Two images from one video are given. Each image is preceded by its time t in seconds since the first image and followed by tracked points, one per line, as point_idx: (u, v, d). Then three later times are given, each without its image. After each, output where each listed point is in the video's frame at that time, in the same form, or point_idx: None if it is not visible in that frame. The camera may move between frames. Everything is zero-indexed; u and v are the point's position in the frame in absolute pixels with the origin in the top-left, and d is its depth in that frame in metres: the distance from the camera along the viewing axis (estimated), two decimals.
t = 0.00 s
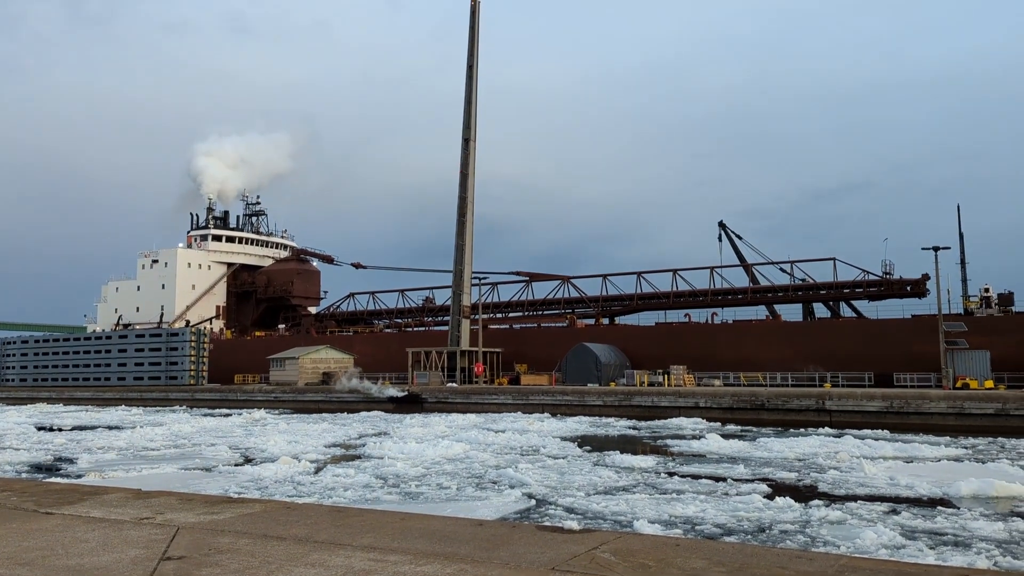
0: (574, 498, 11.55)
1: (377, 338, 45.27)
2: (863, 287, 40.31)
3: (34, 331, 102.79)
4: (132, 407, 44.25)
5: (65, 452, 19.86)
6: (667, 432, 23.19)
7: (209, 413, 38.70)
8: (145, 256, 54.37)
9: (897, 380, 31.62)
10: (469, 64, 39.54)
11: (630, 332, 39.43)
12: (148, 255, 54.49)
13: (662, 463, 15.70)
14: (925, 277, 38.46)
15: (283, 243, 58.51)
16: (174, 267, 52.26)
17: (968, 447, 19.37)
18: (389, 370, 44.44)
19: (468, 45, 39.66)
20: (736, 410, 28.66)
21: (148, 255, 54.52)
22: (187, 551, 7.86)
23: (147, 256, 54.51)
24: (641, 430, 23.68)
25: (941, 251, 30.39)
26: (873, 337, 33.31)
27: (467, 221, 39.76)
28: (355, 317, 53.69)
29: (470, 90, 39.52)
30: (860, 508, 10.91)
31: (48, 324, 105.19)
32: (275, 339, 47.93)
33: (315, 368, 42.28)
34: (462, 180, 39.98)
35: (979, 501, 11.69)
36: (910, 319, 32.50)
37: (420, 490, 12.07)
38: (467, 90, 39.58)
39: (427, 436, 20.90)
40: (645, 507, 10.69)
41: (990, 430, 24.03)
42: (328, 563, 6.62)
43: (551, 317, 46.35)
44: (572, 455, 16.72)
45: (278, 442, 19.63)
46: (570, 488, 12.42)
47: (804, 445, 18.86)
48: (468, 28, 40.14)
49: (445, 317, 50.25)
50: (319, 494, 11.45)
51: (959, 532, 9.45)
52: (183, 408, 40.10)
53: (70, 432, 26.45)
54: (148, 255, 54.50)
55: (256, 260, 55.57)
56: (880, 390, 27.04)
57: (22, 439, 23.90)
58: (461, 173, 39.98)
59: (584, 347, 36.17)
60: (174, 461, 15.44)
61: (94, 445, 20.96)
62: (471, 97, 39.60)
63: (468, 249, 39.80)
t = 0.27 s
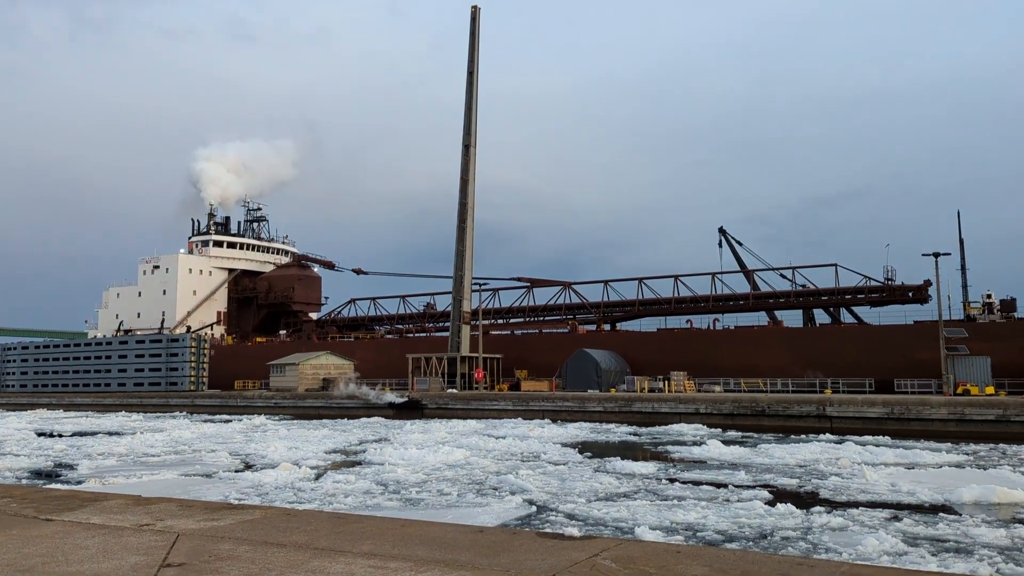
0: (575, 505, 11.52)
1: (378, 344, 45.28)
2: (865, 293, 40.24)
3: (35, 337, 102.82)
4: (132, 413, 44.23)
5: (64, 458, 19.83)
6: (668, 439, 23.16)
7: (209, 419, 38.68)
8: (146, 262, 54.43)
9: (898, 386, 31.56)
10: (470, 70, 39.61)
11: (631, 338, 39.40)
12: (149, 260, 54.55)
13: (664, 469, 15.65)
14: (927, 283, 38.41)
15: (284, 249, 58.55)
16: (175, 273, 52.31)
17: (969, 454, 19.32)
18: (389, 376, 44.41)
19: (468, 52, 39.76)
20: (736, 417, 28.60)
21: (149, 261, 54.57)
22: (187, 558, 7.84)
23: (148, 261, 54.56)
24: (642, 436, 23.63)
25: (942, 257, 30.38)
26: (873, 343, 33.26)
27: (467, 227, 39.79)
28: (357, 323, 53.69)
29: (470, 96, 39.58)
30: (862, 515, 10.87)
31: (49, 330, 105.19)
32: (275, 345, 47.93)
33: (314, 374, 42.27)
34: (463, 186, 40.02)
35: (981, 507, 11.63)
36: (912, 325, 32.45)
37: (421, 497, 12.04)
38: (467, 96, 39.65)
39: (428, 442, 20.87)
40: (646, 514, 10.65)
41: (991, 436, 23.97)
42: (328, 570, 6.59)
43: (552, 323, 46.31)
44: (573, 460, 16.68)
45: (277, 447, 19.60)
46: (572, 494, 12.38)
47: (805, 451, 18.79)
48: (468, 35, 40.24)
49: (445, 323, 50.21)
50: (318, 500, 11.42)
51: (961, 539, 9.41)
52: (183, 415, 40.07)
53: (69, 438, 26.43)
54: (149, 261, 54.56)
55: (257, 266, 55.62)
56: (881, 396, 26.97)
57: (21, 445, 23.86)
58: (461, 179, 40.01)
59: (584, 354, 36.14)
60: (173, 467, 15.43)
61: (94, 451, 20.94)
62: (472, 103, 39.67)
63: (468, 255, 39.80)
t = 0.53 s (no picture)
0: (578, 512, 11.48)
1: (381, 350, 45.29)
2: (869, 299, 40.16)
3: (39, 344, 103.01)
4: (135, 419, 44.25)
5: (68, 465, 19.84)
6: (671, 445, 23.10)
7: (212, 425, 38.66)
8: (150, 269, 54.56)
9: (902, 393, 31.45)
10: (472, 77, 39.74)
11: (634, 344, 39.35)
12: (153, 267, 54.68)
13: (667, 476, 15.60)
14: (932, 289, 38.32)
15: (287, 256, 58.67)
16: (178, 279, 52.43)
17: (973, 460, 19.23)
18: (393, 383, 44.39)
19: (471, 59, 39.91)
20: (739, 423, 28.51)
21: (153, 267, 54.70)
22: (190, 565, 7.84)
23: (152, 268, 54.69)
24: (645, 443, 23.56)
25: (945, 263, 30.35)
26: (876, 349, 33.16)
27: (470, 233, 39.83)
28: (360, 329, 53.72)
29: (473, 103, 39.71)
30: (866, 522, 10.82)
31: (53, 336, 105.34)
32: (278, 352, 47.96)
33: (317, 380, 42.24)
34: (465, 192, 40.09)
35: (986, 515, 11.57)
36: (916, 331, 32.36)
37: (424, 503, 12.02)
38: (470, 103, 39.78)
39: (431, 449, 20.84)
40: (650, 521, 10.62)
41: (996, 443, 23.86)
42: None
43: (556, 330, 46.27)
44: (576, 468, 16.63)
45: (280, 454, 19.58)
46: (575, 501, 12.34)
47: (809, 459, 18.71)
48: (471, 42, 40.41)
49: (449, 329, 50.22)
50: (321, 507, 11.41)
51: (966, 546, 9.35)
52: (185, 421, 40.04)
53: (72, 444, 26.44)
54: (153, 268, 54.69)
55: (261, 272, 55.74)
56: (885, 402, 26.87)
57: (24, 452, 23.86)
58: (464, 186, 40.09)
59: (586, 360, 36.10)
60: (176, 474, 15.44)
61: (96, 458, 20.93)
62: (475, 110, 39.79)
63: (471, 262, 39.83)
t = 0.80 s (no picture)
0: (582, 518, 11.44)
1: (384, 356, 45.30)
2: (874, 305, 40.03)
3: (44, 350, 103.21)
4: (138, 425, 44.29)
5: (71, 470, 19.85)
6: (675, 452, 23.01)
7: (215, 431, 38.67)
8: (155, 275, 54.70)
9: (906, 399, 31.33)
10: (475, 84, 39.82)
11: (638, 350, 39.28)
12: (157, 273, 54.82)
13: (671, 482, 15.55)
14: (937, 295, 38.19)
15: (291, 261, 58.76)
16: (183, 285, 52.55)
17: (979, 467, 19.12)
18: (396, 389, 44.38)
19: (473, 65, 39.99)
20: (743, 429, 28.41)
21: (157, 273, 54.83)
22: (193, 571, 7.82)
23: (156, 274, 54.83)
24: (648, 449, 23.50)
25: (949, 269, 30.29)
26: (880, 355, 33.07)
27: (474, 239, 39.84)
28: (364, 335, 53.74)
29: (476, 109, 39.78)
30: (871, 529, 10.76)
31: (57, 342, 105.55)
32: (282, 358, 48.00)
33: (321, 386, 42.24)
34: (468, 198, 40.13)
35: (992, 521, 11.49)
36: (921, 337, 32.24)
37: (427, 510, 11.99)
38: (473, 109, 39.86)
39: (434, 455, 20.81)
40: (654, 527, 10.58)
41: (1001, 450, 23.73)
42: None
43: (559, 335, 46.22)
44: (579, 473, 16.59)
45: (283, 460, 19.57)
46: (578, 507, 12.29)
47: (813, 465, 18.62)
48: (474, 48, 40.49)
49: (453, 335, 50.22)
50: (324, 513, 11.39)
51: (972, 553, 9.28)
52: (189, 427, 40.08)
53: (76, 450, 26.46)
54: (157, 274, 54.82)
55: (265, 278, 55.82)
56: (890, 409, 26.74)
57: (27, 458, 23.87)
58: (467, 192, 40.13)
59: (589, 366, 36.04)
60: (178, 480, 15.44)
61: (99, 464, 20.94)
62: (477, 116, 39.85)
63: (474, 268, 39.83)
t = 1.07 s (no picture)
0: (585, 524, 11.40)
1: (386, 362, 45.29)
2: (878, 311, 39.92)
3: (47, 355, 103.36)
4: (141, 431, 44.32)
5: (73, 476, 19.87)
6: (678, 458, 22.97)
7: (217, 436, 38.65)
8: (159, 280, 54.80)
9: (909, 406, 31.24)
10: (478, 90, 39.89)
11: (641, 356, 39.23)
12: (161, 279, 54.92)
13: (674, 489, 15.50)
14: (941, 300, 38.09)
15: (294, 267, 58.83)
16: (186, 291, 52.64)
17: (983, 473, 19.04)
18: (398, 395, 44.36)
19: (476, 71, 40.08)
20: (746, 436, 28.32)
21: (161, 279, 54.94)
22: None
23: (160, 280, 54.93)
24: (651, 456, 23.44)
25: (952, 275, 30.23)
26: (884, 361, 32.99)
27: (476, 245, 39.85)
28: (367, 341, 53.75)
29: (478, 116, 39.85)
30: (875, 536, 10.70)
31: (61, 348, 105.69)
32: (284, 364, 48.03)
33: (323, 392, 42.24)
34: (471, 204, 40.16)
35: (996, 528, 11.43)
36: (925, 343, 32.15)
37: (430, 516, 11.97)
38: (476, 115, 39.93)
39: (436, 461, 20.78)
40: (657, 534, 10.54)
41: (1005, 456, 23.61)
42: None
43: (562, 341, 46.19)
44: (582, 480, 16.56)
45: (286, 465, 19.56)
46: (581, 514, 12.26)
47: (816, 471, 18.56)
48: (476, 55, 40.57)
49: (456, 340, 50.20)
50: (326, 520, 11.37)
51: (976, 560, 9.23)
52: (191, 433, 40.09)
53: (79, 455, 26.49)
54: (160, 279, 54.92)
55: (268, 284, 55.90)
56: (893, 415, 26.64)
57: (31, 463, 23.89)
58: (470, 198, 40.17)
59: (592, 372, 36.00)
60: (181, 486, 15.44)
61: (102, 469, 20.96)
62: (480, 122, 39.92)
63: (476, 273, 39.83)
